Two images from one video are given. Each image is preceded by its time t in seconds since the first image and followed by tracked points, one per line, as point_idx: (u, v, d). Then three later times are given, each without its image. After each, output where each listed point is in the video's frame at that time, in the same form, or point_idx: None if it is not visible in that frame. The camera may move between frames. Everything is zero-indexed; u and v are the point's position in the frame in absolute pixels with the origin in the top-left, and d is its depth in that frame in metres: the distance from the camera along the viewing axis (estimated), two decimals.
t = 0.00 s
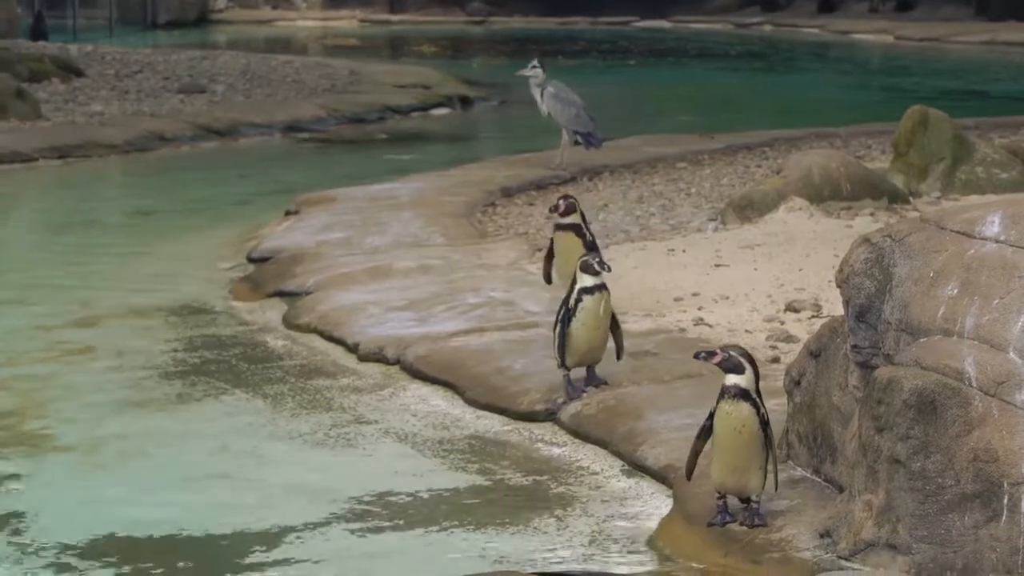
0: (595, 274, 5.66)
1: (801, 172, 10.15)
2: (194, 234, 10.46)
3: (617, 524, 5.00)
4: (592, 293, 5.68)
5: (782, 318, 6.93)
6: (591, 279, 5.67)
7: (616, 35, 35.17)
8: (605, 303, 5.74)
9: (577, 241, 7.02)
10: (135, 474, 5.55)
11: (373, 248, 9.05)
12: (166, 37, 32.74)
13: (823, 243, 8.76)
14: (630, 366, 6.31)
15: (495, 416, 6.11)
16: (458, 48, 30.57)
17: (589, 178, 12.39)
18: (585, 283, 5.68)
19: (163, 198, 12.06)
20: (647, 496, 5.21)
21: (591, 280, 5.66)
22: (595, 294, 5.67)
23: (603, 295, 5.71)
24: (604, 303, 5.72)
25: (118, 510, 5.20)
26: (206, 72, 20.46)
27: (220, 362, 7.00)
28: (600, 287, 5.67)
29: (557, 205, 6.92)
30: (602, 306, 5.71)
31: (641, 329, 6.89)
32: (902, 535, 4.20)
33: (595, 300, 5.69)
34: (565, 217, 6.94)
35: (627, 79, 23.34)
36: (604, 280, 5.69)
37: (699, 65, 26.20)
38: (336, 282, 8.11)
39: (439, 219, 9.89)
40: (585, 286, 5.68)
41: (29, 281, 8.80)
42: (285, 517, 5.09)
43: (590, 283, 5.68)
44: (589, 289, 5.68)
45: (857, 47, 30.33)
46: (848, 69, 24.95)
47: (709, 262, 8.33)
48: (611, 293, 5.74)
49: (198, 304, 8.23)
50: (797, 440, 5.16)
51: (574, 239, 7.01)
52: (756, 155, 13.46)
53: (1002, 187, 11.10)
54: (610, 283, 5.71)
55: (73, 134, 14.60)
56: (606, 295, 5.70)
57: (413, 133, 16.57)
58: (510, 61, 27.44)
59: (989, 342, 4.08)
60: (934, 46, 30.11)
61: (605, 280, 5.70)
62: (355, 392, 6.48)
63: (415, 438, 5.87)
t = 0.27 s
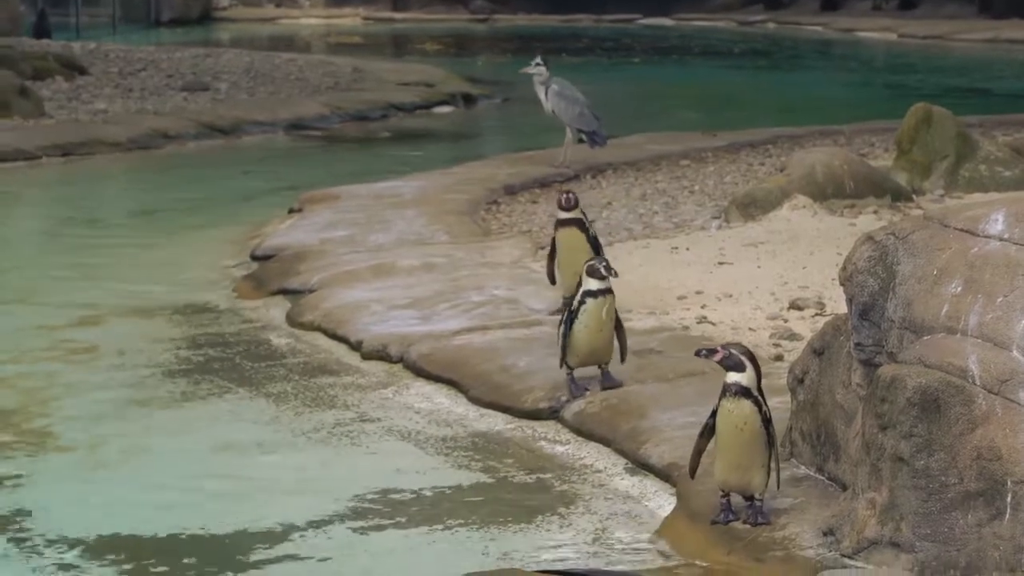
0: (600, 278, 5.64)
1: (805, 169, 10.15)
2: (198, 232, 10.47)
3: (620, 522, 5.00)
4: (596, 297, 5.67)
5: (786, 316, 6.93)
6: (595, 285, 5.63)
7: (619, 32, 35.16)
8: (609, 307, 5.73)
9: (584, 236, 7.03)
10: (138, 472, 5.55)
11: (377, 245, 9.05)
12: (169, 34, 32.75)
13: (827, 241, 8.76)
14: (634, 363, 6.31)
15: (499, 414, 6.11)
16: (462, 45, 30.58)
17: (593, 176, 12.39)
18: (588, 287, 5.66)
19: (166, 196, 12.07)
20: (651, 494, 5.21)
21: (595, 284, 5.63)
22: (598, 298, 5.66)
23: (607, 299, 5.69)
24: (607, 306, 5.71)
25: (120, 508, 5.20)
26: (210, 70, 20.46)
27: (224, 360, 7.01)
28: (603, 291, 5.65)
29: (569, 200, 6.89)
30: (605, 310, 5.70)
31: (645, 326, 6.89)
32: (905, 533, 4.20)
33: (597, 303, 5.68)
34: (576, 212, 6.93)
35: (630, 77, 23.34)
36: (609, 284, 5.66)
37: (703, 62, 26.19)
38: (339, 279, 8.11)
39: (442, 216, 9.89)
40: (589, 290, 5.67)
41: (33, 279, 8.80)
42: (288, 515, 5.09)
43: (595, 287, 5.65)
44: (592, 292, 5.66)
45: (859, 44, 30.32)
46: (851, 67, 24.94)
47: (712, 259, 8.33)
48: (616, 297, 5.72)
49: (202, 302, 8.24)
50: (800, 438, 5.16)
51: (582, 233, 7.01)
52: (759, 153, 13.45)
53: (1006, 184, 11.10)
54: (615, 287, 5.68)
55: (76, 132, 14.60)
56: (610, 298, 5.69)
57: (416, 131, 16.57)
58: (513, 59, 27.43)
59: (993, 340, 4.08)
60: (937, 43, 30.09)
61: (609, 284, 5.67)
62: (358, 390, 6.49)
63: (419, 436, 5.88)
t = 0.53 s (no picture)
0: (623, 274, 5.67)
1: (810, 165, 10.15)
2: (202, 226, 10.48)
3: (625, 517, 5.01)
4: (617, 292, 5.69)
5: (791, 312, 6.93)
6: (617, 279, 5.67)
7: (623, 28, 35.13)
8: (628, 303, 5.76)
9: (579, 238, 6.89)
10: (143, 466, 5.56)
11: (382, 241, 9.06)
12: (174, 30, 32.76)
13: (832, 237, 8.76)
14: (639, 359, 6.32)
15: (503, 409, 6.12)
16: (466, 41, 30.57)
17: (597, 172, 12.38)
18: (611, 282, 5.68)
19: (171, 191, 12.08)
20: (655, 489, 5.22)
21: (618, 279, 5.66)
22: (620, 293, 5.69)
23: (627, 295, 5.72)
24: (626, 303, 5.74)
25: (125, 502, 5.21)
26: (214, 65, 20.46)
27: (229, 355, 7.02)
28: (625, 287, 5.68)
29: (567, 201, 6.77)
30: (625, 306, 5.73)
31: (650, 322, 6.90)
32: (910, 529, 4.22)
33: (618, 299, 5.71)
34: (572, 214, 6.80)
35: (634, 73, 23.33)
36: (630, 280, 5.70)
37: (708, 58, 26.17)
38: (344, 274, 8.12)
39: (447, 212, 9.90)
40: (610, 285, 5.69)
41: (38, 274, 8.82)
42: (293, 509, 5.10)
43: (616, 282, 5.68)
44: (615, 287, 5.69)
45: (864, 41, 30.29)
46: (856, 63, 24.91)
47: (717, 255, 8.33)
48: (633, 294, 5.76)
49: (207, 297, 8.25)
50: (805, 433, 5.17)
51: (576, 236, 6.88)
52: (764, 149, 13.45)
53: (1011, 181, 11.08)
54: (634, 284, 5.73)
55: (81, 127, 14.61)
56: (629, 295, 5.72)
57: (421, 126, 16.57)
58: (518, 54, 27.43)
59: (998, 336, 4.09)
60: (943, 39, 30.05)
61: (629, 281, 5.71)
62: (363, 384, 6.50)
63: (423, 430, 5.88)
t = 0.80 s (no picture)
0: (638, 268, 5.66)
1: (812, 160, 10.14)
2: (204, 222, 10.48)
3: (627, 512, 5.01)
4: (631, 286, 5.68)
5: (793, 307, 6.92)
6: (632, 272, 5.65)
7: (625, 23, 35.10)
8: (641, 296, 5.76)
9: (582, 234, 6.90)
10: (146, 461, 5.57)
11: (384, 236, 9.06)
12: (177, 25, 32.77)
13: (834, 232, 8.75)
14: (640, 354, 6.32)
15: (504, 404, 6.12)
16: (468, 36, 30.55)
17: (599, 167, 12.38)
18: (626, 275, 5.67)
19: (174, 186, 12.08)
20: (657, 484, 5.22)
21: (632, 272, 5.65)
22: (635, 287, 5.68)
23: (641, 288, 5.71)
24: (640, 296, 5.73)
25: (127, 497, 5.22)
26: (217, 60, 20.47)
27: (231, 349, 7.03)
28: (639, 280, 5.67)
29: (571, 198, 6.75)
30: (638, 299, 5.72)
31: (651, 317, 6.90)
32: (912, 524, 4.20)
33: (632, 293, 5.70)
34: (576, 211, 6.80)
35: (636, 68, 23.32)
36: (644, 273, 5.69)
37: (711, 53, 26.14)
38: (346, 269, 8.12)
39: (449, 207, 9.90)
40: (625, 278, 5.68)
41: (40, 268, 8.82)
42: (295, 504, 5.11)
43: (631, 275, 5.67)
44: (629, 281, 5.68)
45: (866, 36, 30.25)
46: (858, 58, 24.88)
47: (719, 250, 8.33)
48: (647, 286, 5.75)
49: (209, 292, 8.25)
50: (806, 429, 5.17)
51: (580, 231, 6.89)
52: (766, 145, 13.43)
53: (1014, 176, 11.07)
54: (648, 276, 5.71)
55: (84, 122, 14.62)
56: (643, 288, 5.71)
57: (423, 122, 16.56)
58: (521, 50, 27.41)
59: (999, 331, 4.10)
60: (945, 35, 30.01)
61: (643, 273, 5.70)
62: (365, 379, 6.50)
63: (425, 425, 5.89)
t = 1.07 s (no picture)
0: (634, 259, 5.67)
1: (806, 156, 10.13)
2: (198, 216, 10.47)
3: (621, 507, 5.01)
4: (629, 278, 5.69)
5: (786, 303, 6.92)
6: (626, 264, 5.66)
7: (620, 18, 35.10)
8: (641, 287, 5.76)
9: (563, 231, 6.89)
10: (139, 456, 5.56)
11: (378, 231, 9.05)
12: (172, 20, 32.73)
13: (828, 228, 8.75)
14: (634, 349, 6.31)
15: (498, 399, 6.12)
16: (463, 31, 30.53)
17: (593, 162, 12.37)
18: (620, 268, 5.67)
19: (167, 181, 12.07)
20: (651, 479, 5.22)
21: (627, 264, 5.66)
22: (632, 278, 5.69)
23: (639, 279, 5.72)
24: (639, 287, 5.74)
25: (120, 491, 5.21)
26: (211, 54, 20.44)
27: (225, 344, 7.02)
28: (637, 272, 5.68)
29: (554, 196, 6.72)
30: (639, 291, 5.73)
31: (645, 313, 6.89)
32: (905, 519, 4.22)
33: (632, 284, 5.71)
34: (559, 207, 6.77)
35: (631, 63, 23.31)
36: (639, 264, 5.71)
37: (705, 49, 26.13)
38: (340, 264, 8.11)
39: (443, 202, 9.89)
40: (621, 271, 5.69)
41: (34, 263, 8.81)
42: (288, 499, 5.10)
43: (626, 267, 5.68)
44: (627, 273, 5.68)
45: (861, 31, 30.26)
46: (853, 54, 24.89)
47: (713, 246, 8.33)
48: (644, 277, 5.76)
49: (203, 287, 8.24)
50: (800, 424, 5.17)
51: (561, 228, 6.87)
52: (760, 140, 13.43)
53: (1007, 172, 11.07)
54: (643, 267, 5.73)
55: (77, 116, 14.59)
56: (642, 279, 5.72)
57: (418, 116, 16.55)
58: (515, 45, 27.40)
59: (993, 327, 4.10)
60: (939, 30, 30.02)
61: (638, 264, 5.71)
62: (359, 374, 6.50)
63: (418, 420, 5.88)
